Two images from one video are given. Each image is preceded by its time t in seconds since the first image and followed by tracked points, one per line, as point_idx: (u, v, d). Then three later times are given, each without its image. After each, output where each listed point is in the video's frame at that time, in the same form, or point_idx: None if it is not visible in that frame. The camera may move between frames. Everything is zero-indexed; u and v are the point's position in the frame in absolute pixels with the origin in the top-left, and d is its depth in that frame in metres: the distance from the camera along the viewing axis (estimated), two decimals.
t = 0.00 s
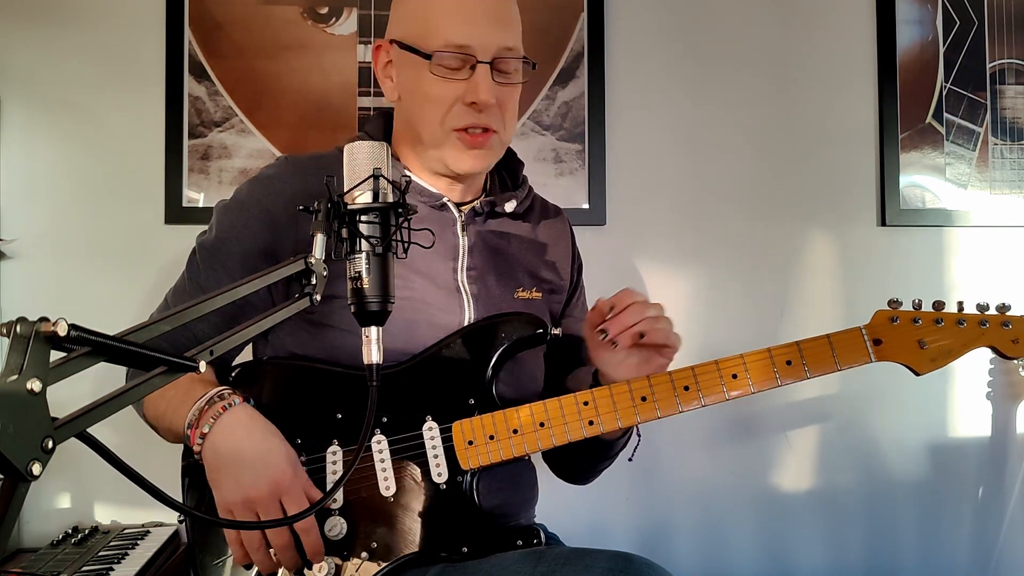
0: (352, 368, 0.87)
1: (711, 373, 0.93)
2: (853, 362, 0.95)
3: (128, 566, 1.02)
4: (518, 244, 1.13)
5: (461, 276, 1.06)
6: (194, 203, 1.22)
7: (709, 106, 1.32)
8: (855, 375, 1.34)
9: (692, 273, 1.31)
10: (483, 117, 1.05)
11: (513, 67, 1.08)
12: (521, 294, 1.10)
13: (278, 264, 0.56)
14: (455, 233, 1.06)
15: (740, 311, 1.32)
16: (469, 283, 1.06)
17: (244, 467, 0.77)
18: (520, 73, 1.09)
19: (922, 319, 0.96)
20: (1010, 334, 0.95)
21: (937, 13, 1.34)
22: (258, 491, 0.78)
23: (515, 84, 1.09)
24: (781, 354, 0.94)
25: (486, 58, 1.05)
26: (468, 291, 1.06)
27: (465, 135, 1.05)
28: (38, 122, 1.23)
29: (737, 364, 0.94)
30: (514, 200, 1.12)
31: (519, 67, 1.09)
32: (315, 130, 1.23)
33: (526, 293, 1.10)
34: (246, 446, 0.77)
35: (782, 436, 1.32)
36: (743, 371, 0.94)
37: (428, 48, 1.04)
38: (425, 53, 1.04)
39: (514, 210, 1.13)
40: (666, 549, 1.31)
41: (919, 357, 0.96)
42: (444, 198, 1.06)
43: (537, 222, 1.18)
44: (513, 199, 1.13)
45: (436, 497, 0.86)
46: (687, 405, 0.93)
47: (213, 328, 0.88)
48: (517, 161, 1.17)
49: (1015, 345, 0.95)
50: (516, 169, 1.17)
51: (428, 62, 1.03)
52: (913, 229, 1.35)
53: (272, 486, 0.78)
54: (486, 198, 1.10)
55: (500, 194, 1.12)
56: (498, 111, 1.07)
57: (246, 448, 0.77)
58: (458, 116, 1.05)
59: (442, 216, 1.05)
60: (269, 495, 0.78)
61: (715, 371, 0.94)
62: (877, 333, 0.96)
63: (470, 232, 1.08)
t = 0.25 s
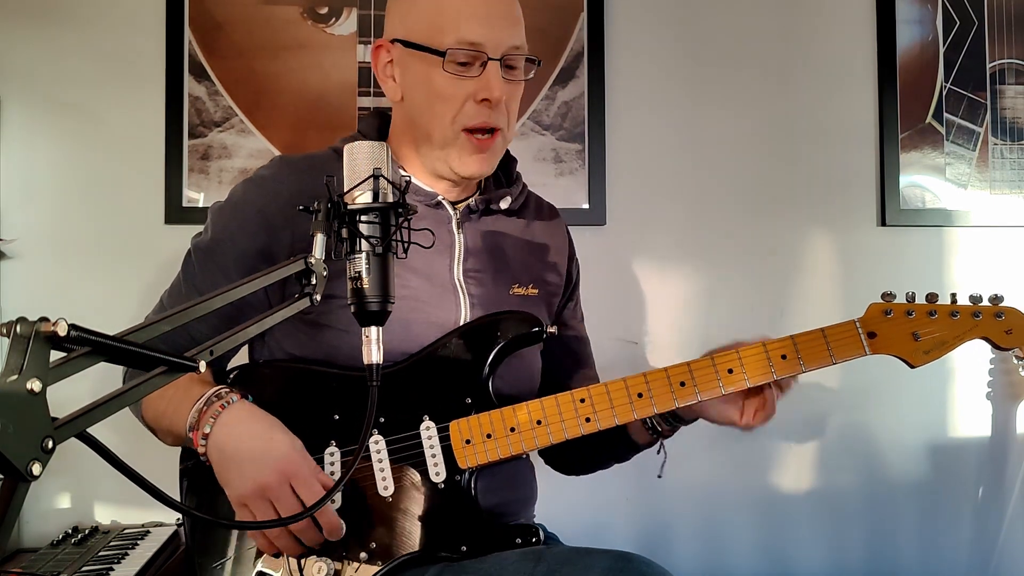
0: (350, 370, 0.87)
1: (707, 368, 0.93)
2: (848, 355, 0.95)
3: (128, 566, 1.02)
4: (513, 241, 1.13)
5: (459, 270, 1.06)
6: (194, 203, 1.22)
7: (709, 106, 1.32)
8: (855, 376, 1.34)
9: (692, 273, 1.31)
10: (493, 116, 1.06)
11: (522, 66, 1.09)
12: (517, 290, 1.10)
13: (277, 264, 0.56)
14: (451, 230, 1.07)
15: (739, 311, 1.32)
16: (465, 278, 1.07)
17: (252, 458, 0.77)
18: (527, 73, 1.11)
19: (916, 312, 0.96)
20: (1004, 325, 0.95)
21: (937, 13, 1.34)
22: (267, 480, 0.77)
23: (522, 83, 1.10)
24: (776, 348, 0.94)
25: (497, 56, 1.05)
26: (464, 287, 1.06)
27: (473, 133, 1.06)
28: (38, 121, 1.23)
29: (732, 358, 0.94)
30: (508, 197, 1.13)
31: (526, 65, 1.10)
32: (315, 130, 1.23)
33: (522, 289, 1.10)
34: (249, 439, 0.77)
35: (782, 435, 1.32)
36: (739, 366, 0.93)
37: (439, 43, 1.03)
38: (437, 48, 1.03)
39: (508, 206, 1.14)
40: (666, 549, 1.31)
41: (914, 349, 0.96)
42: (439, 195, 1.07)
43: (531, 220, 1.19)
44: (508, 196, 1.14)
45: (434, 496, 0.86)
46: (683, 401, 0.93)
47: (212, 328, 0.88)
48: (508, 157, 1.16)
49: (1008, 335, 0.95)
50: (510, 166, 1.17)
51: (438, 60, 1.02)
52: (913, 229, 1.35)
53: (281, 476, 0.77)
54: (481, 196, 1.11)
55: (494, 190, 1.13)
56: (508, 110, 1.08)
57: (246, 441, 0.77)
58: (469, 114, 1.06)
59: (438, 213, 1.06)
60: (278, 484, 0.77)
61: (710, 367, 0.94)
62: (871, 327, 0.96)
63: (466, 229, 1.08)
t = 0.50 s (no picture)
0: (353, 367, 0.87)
1: (710, 369, 0.93)
2: (849, 359, 0.95)
3: (128, 566, 1.02)
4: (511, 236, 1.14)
5: (458, 266, 1.06)
6: (194, 203, 1.22)
7: (708, 106, 1.32)
8: (855, 376, 1.34)
9: (692, 273, 1.31)
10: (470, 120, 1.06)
11: (507, 76, 1.09)
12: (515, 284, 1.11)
13: (278, 265, 0.56)
14: (449, 224, 1.07)
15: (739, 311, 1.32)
16: (464, 274, 1.07)
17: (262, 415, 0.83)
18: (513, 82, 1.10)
19: (916, 316, 0.96)
20: (1002, 329, 0.95)
21: (937, 13, 1.34)
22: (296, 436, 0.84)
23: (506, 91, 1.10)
24: (778, 350, 0.94)
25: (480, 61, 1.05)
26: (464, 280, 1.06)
27: (450, 135, 1.06)
28: (37, 121, 1.23)
29: (735, 360, 0.94)
30: (506, 193, 1.14)
31: (512, 75, 1.10)
32: (315, 130, 1.23)
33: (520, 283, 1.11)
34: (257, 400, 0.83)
35: (782, 435, 1.32)
36: (741, 368, 0.93)
37: (421, 45, 1.05)
38: (417, 50, 1.05)
39: (506, 202, 1.14)
40: (666, 549, 1.31)
41: (913, 352, 0.96)
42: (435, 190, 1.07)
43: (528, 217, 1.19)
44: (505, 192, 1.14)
45: (436, 494, 0.86)
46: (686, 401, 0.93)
47: (212, 328, 0.88)
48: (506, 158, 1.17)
49: (1006, 340, 0.95)
50: (506, 164, 1.18)
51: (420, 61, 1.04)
52: (913, 229, 1.35)
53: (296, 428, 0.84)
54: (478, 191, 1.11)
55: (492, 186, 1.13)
56: (487, 117, 1.07)
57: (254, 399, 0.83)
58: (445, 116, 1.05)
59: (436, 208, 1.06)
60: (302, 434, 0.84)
61: (712, 367, 0.94)
62: (872, 330, 0.96)
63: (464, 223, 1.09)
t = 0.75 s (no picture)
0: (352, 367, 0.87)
1: (706, 370, 0.93)
2: (845, 359, 0.95)
3: (128, 566, 1.02)
4: (506, 237, 1.13)
5: (453, 267, 1.07)
6: (195, 203, 1.22)
7: (708, 106, 1.32)
8: (855, 376, 1.34)
9: (692, 273, 1.31)
10: (472, 140, 1.02)
11: (520, 105, 1.05)
12: (512, 287, 1.10)
13: (278, 265, 0.56)
14: (446, 225, 1.07)
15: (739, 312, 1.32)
16: (460, 275, 1.07)
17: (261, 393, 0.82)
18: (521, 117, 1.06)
19: (911, 317, 0.96)
20: (996, 330, 0.95)
21: (937, 13, 1.34)
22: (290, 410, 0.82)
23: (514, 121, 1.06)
24: (774, 350, 0.94)
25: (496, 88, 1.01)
26: (460, 281, 1.07)
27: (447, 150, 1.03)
28: (37, 121, 1.23)
29: (731, 360, 0.94)
30: (501, 194, 1.13)
31: (526, 106, 1.05)
32: (315, 130, 1.23)
33: (517, 286, 1.11)
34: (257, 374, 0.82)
35: (782, 435, 1.33)
36: (737, 368, 0.93)
37: (443, 57, 1.02)
38: (439, 60, 1.02)
39: (501, 205, 1.14)
40: (666, 549, 1.31)
41: (908, 353, 0.96)
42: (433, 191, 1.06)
43: (522, 218, 1.18)
44: (500, 193, 1.14)
45: (434, 493, 0.86)
46: (682, 402, 0.93)
47: (211, 328, 0.88)
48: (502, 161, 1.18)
49: (1000, 340, 0.95)
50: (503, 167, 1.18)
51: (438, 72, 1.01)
52: (913, 229, 1.35)
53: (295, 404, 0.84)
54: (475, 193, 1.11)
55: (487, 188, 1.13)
56: (491, 140, 1.04)
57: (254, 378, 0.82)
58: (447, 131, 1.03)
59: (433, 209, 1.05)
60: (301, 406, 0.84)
61: (708, 367, 0.94)
62: (867, 330, 0.96)
63: (460, 225, 1.08)
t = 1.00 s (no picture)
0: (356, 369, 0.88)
1: (704, 367, 0.93)
2: (842, 352, 0.95)
3: (128, 566, 1.02)
4: (509, 237, 1.14)
5: (455, 266, 1.06)
6: (194, 203, 1.22)
7: (708, 106, 1.32)
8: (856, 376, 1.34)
9: (693, 274, 1.31)
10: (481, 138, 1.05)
11: (520, 94, 1.08)
12: (515, 288, 1.11)
13: (278, 265, 0.56)
14: (449, 226, 1.07)
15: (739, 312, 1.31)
16: (462, 275, 1.07)
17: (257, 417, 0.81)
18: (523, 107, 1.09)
19: (909, 310, 0.96)
20: (995, 322, 0.95)
21: (937, 13, 1.34)
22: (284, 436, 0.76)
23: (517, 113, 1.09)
24: (771, 345, 0.94)
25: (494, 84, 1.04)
26: (461, 283, 1.06)
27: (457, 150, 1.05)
28: (38, 121, 1.23)
29: (728, 356, 0.94)
30: (505, 195, 1.14)
31: (525, 93, 1.08)
32: (316, 130, 1.23)
33: (520, 287, 1.12)
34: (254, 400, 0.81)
35: (782, 435, 1.33)
36: (734, 364, 0.93)
37: (435, 61, 1.04)
38: (433, 66, 1.04)
39: (505, 204, 1.14)
40: (665, 549, 1.31)
41: (906, 346, 0.96)
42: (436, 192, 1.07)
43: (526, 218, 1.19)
44: (505, 193, 1.15)
45: (432, 492, 0.86)
46: (679, 398, 0.93)
47: (212, 329, 0.88)
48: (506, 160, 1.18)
49: (1000, 332, 0.94)
50: (507, 167, 1.18)
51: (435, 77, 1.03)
52: (913, 229, 1.35)
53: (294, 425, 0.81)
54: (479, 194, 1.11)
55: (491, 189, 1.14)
56: (497, 134, 1.07)
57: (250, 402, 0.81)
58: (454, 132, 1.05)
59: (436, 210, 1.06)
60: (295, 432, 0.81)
61: (706, 364, 0.94)
62: (864, 324, 0.96)
63: (463, 226, 1.09)
